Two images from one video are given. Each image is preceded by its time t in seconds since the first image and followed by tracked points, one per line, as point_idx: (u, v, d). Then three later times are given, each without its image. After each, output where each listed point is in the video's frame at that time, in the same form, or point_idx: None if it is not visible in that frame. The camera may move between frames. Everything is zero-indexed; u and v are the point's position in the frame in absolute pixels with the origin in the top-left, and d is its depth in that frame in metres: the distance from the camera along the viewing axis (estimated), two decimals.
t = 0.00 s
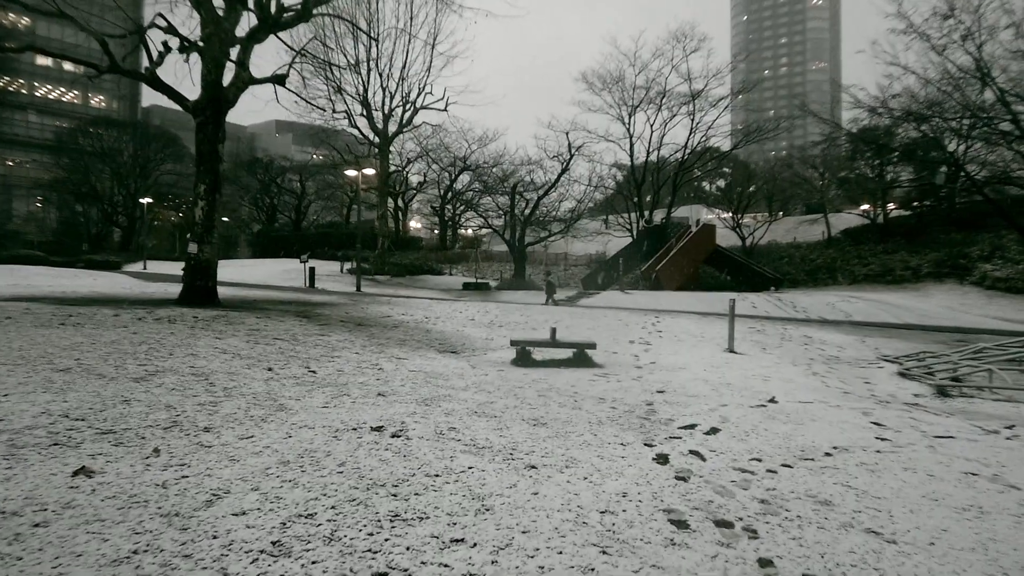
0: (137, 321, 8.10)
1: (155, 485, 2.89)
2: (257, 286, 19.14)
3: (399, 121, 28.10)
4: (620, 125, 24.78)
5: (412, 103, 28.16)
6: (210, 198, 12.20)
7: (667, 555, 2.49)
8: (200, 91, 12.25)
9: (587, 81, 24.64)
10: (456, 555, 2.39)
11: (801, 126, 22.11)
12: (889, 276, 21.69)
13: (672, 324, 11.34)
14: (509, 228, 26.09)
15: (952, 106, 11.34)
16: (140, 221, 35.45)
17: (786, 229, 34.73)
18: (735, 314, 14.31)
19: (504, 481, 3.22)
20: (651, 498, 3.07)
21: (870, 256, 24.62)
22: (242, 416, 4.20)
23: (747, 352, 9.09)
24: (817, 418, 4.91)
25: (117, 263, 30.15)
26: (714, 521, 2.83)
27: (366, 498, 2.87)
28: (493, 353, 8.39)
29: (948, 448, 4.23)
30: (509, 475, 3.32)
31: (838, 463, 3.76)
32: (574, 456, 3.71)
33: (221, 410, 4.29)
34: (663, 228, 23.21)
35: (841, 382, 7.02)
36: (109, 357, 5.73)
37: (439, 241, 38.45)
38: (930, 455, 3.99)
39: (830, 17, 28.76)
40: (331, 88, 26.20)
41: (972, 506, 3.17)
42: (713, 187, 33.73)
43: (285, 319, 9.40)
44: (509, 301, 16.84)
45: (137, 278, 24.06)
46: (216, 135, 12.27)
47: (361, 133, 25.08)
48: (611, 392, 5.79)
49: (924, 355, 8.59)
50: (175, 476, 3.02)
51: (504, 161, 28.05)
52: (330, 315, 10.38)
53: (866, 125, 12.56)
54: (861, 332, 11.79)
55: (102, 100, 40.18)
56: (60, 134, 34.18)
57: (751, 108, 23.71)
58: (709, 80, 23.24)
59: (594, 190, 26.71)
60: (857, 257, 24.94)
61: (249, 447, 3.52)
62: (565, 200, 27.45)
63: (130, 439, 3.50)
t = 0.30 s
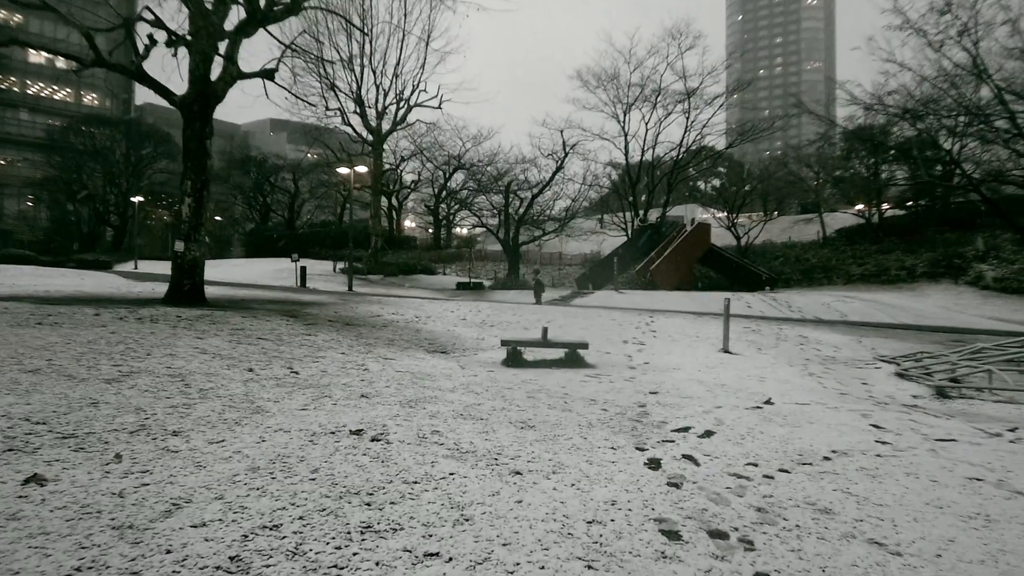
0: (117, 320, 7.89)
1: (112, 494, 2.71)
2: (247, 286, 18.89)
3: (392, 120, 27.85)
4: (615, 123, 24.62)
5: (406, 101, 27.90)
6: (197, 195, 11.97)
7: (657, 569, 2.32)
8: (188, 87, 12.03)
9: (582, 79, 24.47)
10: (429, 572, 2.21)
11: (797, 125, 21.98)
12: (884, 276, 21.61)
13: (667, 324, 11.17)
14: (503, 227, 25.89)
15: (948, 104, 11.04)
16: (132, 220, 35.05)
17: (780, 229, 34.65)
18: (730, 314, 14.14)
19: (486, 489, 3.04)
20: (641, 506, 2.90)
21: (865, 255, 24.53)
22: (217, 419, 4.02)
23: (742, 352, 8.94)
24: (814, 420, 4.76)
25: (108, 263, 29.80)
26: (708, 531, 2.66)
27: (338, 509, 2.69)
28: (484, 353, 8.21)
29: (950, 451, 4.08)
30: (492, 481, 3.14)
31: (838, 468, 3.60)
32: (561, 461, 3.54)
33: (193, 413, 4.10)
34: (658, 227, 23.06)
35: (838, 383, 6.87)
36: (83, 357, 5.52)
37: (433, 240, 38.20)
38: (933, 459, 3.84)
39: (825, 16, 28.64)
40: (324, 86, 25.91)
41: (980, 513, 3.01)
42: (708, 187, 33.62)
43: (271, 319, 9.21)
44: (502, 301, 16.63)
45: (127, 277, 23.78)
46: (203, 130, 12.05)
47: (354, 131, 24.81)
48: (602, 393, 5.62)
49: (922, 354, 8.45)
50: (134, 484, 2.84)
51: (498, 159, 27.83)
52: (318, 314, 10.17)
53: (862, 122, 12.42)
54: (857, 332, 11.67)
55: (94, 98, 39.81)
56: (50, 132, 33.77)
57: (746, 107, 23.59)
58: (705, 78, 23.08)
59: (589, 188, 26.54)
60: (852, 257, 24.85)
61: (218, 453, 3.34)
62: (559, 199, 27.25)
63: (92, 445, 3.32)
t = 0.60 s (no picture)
0: (95, 319, 7.66)
1: (53, 507, 2.51)
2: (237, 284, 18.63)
3: (385, 118, 27.62)
4: (609, 121, 24.45)
5: (399, 99, 27.62)
6: (182, 192, 11.71)
7: None
8: (172, 81, 11.76)
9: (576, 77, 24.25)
10: None
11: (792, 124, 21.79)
12: (880, 275, 21.46)
13: (661, 323, 10.97)
14: (497, 226, 25.65)
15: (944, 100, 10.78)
16: (124, 219, 34.64)
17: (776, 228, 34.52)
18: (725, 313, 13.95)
19: (461, 498, 2.84)
20: (628, 518, 2.70)
21: (861, 255, 24.39)
22: (183, 423, 3.81)
23: (737, 351, 8.75)
24: (811, 422, 4.57)
25: (99, 262, 29.43)
26: (697, 546, 2.46)
27: (298, 522, 2.49)
28: (472, 353, 8.00)
29: (955, 455, 3.88)
30: (469, 491, 2.93)
31: (837, 474, 3.40)
32: (546, 468, 3.33)
33: (158, 416, 3.89)
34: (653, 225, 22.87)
35: (835, 383, 6.69)
36: (51, 357, 5.30)
37: (427, 240, 37.97)
38: (936, 464, 3.65)
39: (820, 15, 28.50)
40: (316, 83, 25.61)
41: (990, 524, 2.82)
42: (703, 186, 33.44)
43: (256, 318, 8.98)
44: (495, 300, 16.41)
45: (116, 275, 23.49)
46: (189, 126, 11.82)
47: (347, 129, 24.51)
48: (591, 395, 5.41)
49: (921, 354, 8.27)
50: (80, 495, 2.64)
51: (492, 158, 27.57)
52: (305, 313, 9.92)
53: (859, 119, 12.23)
54: (854, 331, 11.48)
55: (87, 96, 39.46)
56: (40, 129, 33.37)
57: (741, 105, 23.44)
58: (700, 76, 22.90)
59: (583, 187, 26.31)
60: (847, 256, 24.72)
61: (178, 459, 3.13)
62: (553, 198, 27.02)
63: (42, 451, 3.12)
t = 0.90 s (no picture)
0: (74, 319, 7.46)
1: None
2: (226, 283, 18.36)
3: (378, 115, 27.36)
4: (604, 119, 24.28)
5: (392, 96, 27.37)
6: (168, 189, 11.40)
7: None
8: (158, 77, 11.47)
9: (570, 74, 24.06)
10: None
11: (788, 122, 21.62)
12: (875, 274, 21.36)
13: (655, 323, 10.80)
14: (491, 224, 25.41)
15: (941, 99, 10.54)
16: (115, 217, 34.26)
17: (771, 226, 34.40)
18: (720, 313, 13.80)
19: (438, 513, 2.65)
20: (614, 534, 2.52)
21: (856, 254, 24.29)
22: (149, 430, 3.62)
23: (732, 351, 8.60)
24: (808, 427, 4.40)
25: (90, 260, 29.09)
26: (689, 567, 2.29)
27: (258, 541, 2.31)
28: (461, 353, 7.82)
29: (958, 462, 3.72)
30: (446, 504, 2.74)
31: (838, 485, 3.23)
32: (529, 477, 3.15)
33: (123, 423, 3.69)
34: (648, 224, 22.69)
35: (831, 385, 6.53)
36: (20, 359, 5.08)
37: (420, 238, 37.75)
38: (941, 473, 3.48)
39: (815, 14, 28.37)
40: (308, 80, 25.33)
41: (1000, 539, 2.65)
42: (699, 185, 33.30)
43: (240, 318, 8.77)
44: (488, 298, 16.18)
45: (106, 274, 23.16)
46: (175, 123, 11.50)
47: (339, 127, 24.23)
48: (581, 398, 5.23)
49: (919, 354, 8.12)
50: (24, 512, 2.45)
51: (486, 156, 27.34)
52: (292, 313, 9.69)
53: (855, 117, 12.07)
54: (850, 330, 11.34)
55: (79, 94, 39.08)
56: (31, 127, 32.98)
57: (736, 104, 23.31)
58: (694, 74, 22.71)
59: (577, 185, 26.13)
60: (843, 255, 24.60)
61: (137, 470, 2.94)
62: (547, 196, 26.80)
63: None
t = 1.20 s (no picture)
0: (47, 318, 7.20)
1: None
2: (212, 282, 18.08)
3: (368, 113, 27.08)
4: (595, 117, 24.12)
5: (383, 94, 27.13)
6: (149, 185, 11.01)
7: None
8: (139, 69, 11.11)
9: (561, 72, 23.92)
10: None
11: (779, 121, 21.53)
12: (867, 275, 21.30)
13: (646, 323, 10.65)
14: (482, 223, 25.19)
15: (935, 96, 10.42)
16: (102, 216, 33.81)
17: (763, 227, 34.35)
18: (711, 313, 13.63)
19: (408, 527, 2.44)
20: (598, 551, 2.32)
21: (848, 254, 24.23)
22: (104, 435, 3.38)
23: (724, 352, 8.43)
24: (804, 432, 4.22)
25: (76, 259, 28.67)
26: None
27: (205, 562, 2.09)
28: (447, 354, 7.61)
29: (961, 469, 3.54)
30: (417, 518, 2.53)
31: (839, 494, 3.04)
32: (509, 487, 2.94)
33: (78, 428, 3.45)
34: (639, 224, 22.56)
35: (826, 386, 6.36)
36: None
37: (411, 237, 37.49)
38: (945, 481, 3.30)
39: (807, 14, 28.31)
40: (298, 77, 25.05)
41: (1013, 555, 2.46)
42: (691, 185, 33.21)
43: (221, 316, 8.53)
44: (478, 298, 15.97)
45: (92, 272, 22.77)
46: (157, 117, 11.05)
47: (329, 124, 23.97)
48: (568, 400, 5.03)
49: (914, 354, 7.98)
50: None
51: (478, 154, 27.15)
52: (275, 312, 9.46)
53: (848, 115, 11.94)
54: (843, 331, 11.21)
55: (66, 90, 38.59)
56: (16, 123, 32.50)
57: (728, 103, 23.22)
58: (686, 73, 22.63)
59: (569, 184, 25.99)
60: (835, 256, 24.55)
61: (83, 481, 2.71)
62: (538, 195, 26.63)
63: None
